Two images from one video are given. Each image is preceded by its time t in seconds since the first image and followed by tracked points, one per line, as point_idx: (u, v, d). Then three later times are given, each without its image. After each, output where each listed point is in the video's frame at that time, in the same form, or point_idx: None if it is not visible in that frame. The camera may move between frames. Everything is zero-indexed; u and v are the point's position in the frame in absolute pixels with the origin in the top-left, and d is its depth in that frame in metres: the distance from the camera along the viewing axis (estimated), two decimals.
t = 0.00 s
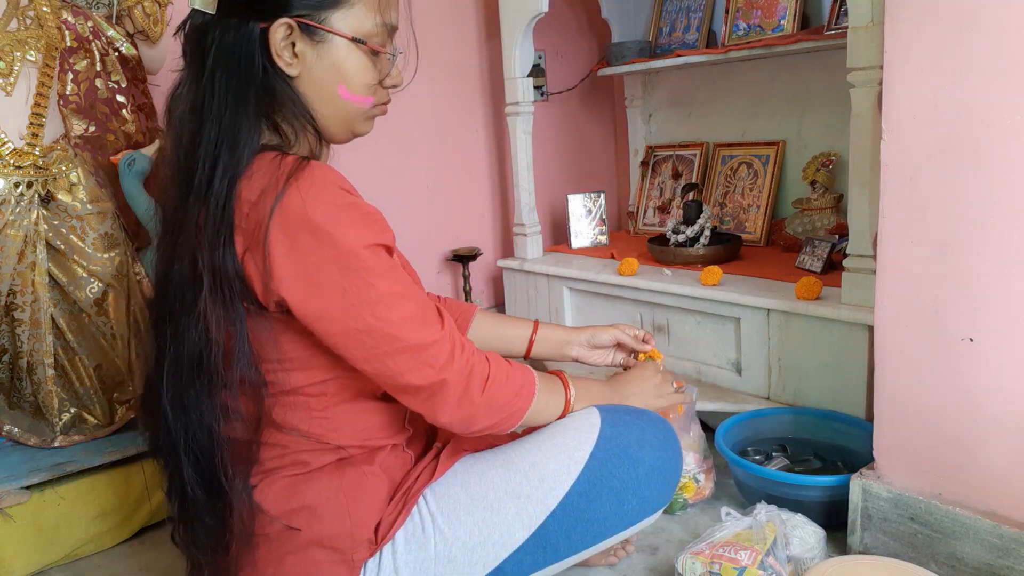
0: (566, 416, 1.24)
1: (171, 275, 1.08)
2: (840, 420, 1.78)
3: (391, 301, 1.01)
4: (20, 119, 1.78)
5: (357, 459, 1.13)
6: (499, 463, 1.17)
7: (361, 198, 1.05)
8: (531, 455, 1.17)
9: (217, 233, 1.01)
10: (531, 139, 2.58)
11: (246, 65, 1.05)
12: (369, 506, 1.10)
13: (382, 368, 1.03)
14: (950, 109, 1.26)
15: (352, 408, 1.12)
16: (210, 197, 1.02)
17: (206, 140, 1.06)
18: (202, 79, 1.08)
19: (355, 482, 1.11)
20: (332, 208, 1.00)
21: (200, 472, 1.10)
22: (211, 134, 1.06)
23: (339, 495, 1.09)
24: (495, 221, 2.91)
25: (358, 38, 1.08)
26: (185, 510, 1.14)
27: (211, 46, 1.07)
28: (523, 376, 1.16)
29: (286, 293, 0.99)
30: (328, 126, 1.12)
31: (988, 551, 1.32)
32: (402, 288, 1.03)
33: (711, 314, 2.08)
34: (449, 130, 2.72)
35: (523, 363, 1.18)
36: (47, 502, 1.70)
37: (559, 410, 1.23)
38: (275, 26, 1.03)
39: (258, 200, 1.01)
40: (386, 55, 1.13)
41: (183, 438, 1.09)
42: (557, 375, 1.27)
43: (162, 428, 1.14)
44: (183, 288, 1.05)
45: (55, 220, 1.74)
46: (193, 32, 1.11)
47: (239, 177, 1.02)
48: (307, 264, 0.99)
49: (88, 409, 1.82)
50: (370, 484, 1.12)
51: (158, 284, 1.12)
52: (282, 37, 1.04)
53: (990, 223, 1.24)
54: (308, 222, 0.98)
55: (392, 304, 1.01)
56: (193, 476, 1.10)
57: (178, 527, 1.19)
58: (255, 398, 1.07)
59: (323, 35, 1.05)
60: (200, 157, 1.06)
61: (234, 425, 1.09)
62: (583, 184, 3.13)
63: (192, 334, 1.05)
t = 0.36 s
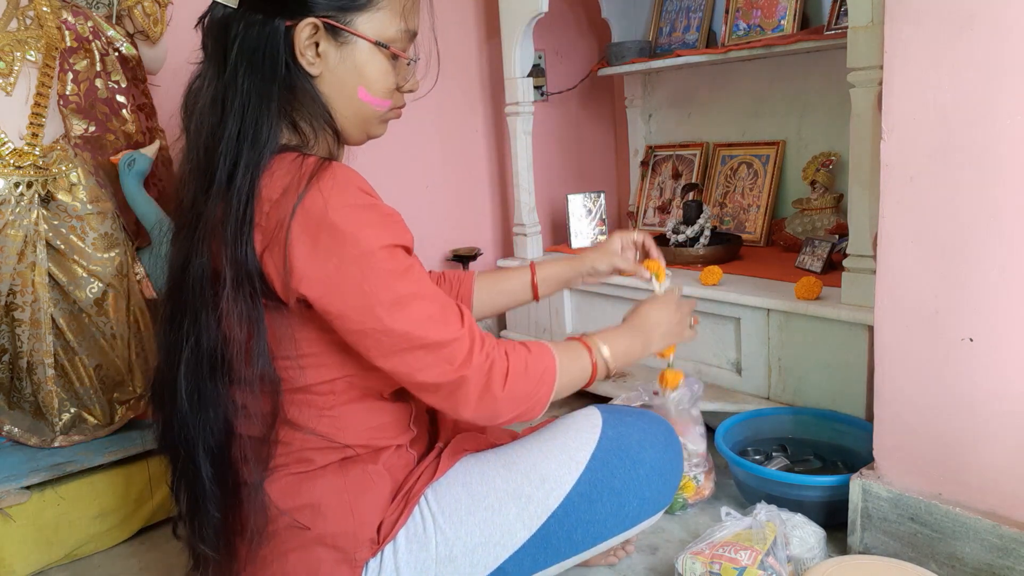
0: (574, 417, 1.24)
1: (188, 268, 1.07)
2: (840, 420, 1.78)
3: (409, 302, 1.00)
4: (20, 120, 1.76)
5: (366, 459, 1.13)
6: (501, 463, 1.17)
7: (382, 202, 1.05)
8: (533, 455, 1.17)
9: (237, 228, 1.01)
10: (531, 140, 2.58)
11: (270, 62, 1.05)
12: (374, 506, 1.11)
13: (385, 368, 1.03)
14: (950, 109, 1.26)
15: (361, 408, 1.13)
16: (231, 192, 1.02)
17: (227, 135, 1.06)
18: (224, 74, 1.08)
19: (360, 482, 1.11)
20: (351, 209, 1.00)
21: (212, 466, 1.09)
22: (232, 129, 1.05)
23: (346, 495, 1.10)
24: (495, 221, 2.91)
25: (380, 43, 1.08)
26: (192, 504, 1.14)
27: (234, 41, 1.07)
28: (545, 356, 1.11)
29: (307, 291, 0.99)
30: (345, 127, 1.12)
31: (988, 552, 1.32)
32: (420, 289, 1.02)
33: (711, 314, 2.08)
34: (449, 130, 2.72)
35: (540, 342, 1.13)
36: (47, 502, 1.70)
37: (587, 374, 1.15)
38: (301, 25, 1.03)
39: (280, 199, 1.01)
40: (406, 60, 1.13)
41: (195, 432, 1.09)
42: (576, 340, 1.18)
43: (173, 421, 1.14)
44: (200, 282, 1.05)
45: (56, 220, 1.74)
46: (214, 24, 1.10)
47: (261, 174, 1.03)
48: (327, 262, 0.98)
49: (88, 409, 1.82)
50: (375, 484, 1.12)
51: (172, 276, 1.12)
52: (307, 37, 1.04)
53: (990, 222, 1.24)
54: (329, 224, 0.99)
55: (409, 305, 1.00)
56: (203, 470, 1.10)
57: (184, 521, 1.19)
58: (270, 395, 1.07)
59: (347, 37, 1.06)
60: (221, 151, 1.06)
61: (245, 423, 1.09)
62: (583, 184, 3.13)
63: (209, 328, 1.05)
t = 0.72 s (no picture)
0: (574, 416, 1.24)
1: (194, 264, 1.07)
2: (840, 420, 1.78)
3: (412, 305, 1.01)
4: (20, 121, 1.74)
5: (368, 458, 1.13)
6: (501, 463, 1.16)
7: (387, 204, 1.06)
8: (533, 456, 1.16)
9: (245, 225, 1.01)
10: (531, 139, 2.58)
11: (279, 60, 1.04)
12: (376, 504, 1.11)
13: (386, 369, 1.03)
14: (950, 109, 1.26)
15: (363, 407, 1.12)
16: (239, 190, 1.02)
17: (235, 132, 1.05)
18: (232, 71, 1.08)
19: (361, 482, 1.11)
20: (358, 211, 1.01)
21: (217, 462, 1.09)
22: (239, 126, 1.05)
23: (349, 494, 1.10)
24: (495, 221, 2.91)
25: (390, 45, 1.08)
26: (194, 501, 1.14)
27: (242, 37, 1.07)
28: (543, 361, 1.13)
29: (312, 293, 0.99)
30: (350, 128, 1.12)
31: (988, 552, 1.32)
32: (424, 295, 1.03)
33: (711, 314, 2.08)
34: (449, 130, 2.72)
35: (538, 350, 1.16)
36: (47, 502, 1.70)
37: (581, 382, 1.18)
38: (311, 24, 1.03)
39: (288, 200, 1.01)
40: (412, 62, 1.13)
41: (201, 429, 1.09)
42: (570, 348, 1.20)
43: (177, 417, 1.13)
44: (207, 279, 1.05)
45: (56, 220, 1.73)
46: (222, 21, 1.10)
47: (269, 172, 1.02)
48: (332, 265, 0.99)
49: (88, 409, 1.82)
50: (376, 482, 1.12)
51: (177, 272, 1.11)
52: (317, 36, 1.04)
53: (990, 223, 1.24)
54: (338, 226, 0.99)
55: (413, 310, 1.01)
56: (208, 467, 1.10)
57: (185, 518, 1.18)
58: (277, 395, 1.07)
59: (357, 38, 1.06)
60: (228, 148, 1.06)
61: (252, 422, 1.09)
62: (583, 184, 3.13)
63: (216, 325, 1.05)
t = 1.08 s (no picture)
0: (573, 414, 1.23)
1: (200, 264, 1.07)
2: (840, 420, 1.78)
3: (417, 315, 1.01)
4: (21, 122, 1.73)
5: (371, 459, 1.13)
6: (502, 463, 1.16)
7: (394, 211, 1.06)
8: (534, 456, 1.16)
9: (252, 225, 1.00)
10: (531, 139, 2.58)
11: (289, 61, 1.04)
12: (376, 503, 1.11)
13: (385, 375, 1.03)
14: (950, 109, 1.26)
15: (365, 408, 1.12)
16: (247, 191, 1.02)
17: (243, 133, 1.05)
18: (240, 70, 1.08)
19: (363, 483, 1.11)
20: (367, 218, 1.01)
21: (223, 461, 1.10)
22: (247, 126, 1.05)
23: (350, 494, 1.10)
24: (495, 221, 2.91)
25: (400, 48, 1.08)
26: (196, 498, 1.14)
27: (252, 37, 1.06)
28: (537, 380, 1.16)
29: (319, 299, 0.99)
30: (358, 130, 1.12)
31: (988, 552, 1.32)
32: (429, 305, 1.03)
33: (711, 314, 2.08)
34: (449, 130, 2.72)
35: (535, 369, 1.18)
36: (47, 501, 1.71)
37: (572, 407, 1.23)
38: (323, 25, 1.03)
39: (296, 206, 1.01)
40: (422, 65, 1.13)
41: (206, 426, 1.09)
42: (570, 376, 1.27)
43: (182, 415, 1.14)
44: (214, 280, 1.05)
45: (55, 220, 1.73)
46: (231, 19, 1.10)
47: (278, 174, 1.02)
48: (338, 272, 0.99)
49: (88, 409, 1.82)
50: (378, 482, 1.12)
51: (181, 270, 1.12)
52: (328, 38, 1.04)
53: (990, 223, 1.24)
54: (346, 233, 0.99)
55: (416, 319, 1.01)
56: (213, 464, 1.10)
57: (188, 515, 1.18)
58: (282, 399, 1.07)
59: (368, 41, 1.06)
60: (236, 148, 1.06)
61: (256, 425, 1.09)
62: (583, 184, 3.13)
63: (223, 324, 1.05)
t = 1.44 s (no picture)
0: (569, 418, 1.23)
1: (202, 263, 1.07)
2: (840, 420, 1.78)
3: (413, 325, 1.00)
4: (21, 121, 1.72)
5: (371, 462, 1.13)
6: (502, 463, 1.16)
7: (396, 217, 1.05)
8: (533, 456, 1.16)
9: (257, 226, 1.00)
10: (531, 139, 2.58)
11: (291, 60, 1.03)
12: (374, 503, 1.11)
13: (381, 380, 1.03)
14: (949, 109, 1.26)
15: (365, 410, 1.12)
16: (249, 191, 1.02)
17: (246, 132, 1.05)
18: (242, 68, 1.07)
19: (362, 483, 1.11)
20: (366, 224, 1.00)
21: (226, 461, 1.09)
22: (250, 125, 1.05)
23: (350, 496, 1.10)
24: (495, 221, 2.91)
25: (403, 50, 1.09)
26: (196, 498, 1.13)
27: (253, 35, 1.05)
28: (530, 393, 1.16)
29: (313, 311, 1.00)
30: (358, 131, 1.13)
31: (988, 552, 1.32)
32: (427, 315, 1.02)
33: (711, 314, 2.09)
34: (449, 130, 2.72)
35: (527, 380, 1.19)
36: (47, 501, 1.71)
37: (565, 411, 1.23)
38: (328, 25, 1.02)
39: (296, 212, 1.01)
40: (423, 66, 1.14)
41: (209, 427, 1.09)
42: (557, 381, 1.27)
43: (185, 414, 1.13)
44: (216, 282, 1.05)
45: (56, 220, 1.74)
46: (232, 17, 1.09)
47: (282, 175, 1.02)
48: (335, 278, 0.99)
49: (88, 409, 1.82)
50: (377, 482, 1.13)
51: (181, 269, 1.11)
52: (333, 37, 1.04)
53: (989, 223, 1.24)
54: (344, 239, 0.99)
55: (414, 327, 1.01)
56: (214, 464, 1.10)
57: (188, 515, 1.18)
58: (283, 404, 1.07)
59: (372, 41, 1.06)
60: (238, 148, 1.05)
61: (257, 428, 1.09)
62: (583, 184, 3.13)
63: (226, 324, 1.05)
